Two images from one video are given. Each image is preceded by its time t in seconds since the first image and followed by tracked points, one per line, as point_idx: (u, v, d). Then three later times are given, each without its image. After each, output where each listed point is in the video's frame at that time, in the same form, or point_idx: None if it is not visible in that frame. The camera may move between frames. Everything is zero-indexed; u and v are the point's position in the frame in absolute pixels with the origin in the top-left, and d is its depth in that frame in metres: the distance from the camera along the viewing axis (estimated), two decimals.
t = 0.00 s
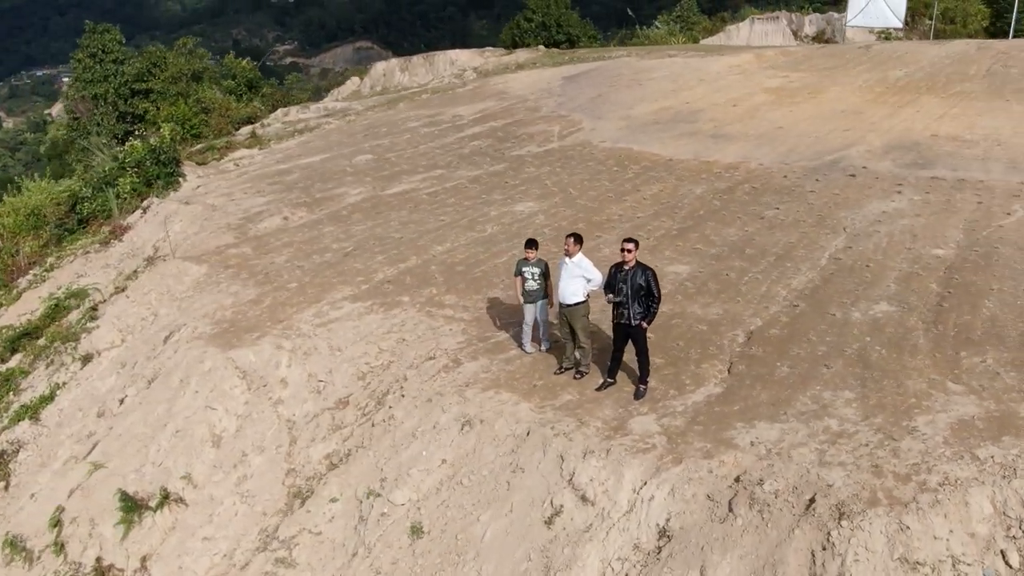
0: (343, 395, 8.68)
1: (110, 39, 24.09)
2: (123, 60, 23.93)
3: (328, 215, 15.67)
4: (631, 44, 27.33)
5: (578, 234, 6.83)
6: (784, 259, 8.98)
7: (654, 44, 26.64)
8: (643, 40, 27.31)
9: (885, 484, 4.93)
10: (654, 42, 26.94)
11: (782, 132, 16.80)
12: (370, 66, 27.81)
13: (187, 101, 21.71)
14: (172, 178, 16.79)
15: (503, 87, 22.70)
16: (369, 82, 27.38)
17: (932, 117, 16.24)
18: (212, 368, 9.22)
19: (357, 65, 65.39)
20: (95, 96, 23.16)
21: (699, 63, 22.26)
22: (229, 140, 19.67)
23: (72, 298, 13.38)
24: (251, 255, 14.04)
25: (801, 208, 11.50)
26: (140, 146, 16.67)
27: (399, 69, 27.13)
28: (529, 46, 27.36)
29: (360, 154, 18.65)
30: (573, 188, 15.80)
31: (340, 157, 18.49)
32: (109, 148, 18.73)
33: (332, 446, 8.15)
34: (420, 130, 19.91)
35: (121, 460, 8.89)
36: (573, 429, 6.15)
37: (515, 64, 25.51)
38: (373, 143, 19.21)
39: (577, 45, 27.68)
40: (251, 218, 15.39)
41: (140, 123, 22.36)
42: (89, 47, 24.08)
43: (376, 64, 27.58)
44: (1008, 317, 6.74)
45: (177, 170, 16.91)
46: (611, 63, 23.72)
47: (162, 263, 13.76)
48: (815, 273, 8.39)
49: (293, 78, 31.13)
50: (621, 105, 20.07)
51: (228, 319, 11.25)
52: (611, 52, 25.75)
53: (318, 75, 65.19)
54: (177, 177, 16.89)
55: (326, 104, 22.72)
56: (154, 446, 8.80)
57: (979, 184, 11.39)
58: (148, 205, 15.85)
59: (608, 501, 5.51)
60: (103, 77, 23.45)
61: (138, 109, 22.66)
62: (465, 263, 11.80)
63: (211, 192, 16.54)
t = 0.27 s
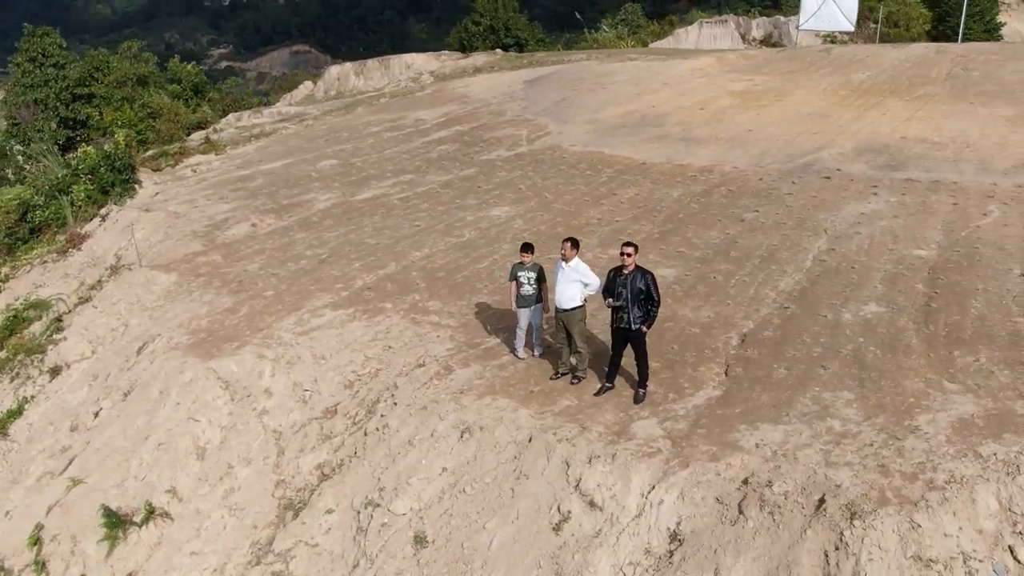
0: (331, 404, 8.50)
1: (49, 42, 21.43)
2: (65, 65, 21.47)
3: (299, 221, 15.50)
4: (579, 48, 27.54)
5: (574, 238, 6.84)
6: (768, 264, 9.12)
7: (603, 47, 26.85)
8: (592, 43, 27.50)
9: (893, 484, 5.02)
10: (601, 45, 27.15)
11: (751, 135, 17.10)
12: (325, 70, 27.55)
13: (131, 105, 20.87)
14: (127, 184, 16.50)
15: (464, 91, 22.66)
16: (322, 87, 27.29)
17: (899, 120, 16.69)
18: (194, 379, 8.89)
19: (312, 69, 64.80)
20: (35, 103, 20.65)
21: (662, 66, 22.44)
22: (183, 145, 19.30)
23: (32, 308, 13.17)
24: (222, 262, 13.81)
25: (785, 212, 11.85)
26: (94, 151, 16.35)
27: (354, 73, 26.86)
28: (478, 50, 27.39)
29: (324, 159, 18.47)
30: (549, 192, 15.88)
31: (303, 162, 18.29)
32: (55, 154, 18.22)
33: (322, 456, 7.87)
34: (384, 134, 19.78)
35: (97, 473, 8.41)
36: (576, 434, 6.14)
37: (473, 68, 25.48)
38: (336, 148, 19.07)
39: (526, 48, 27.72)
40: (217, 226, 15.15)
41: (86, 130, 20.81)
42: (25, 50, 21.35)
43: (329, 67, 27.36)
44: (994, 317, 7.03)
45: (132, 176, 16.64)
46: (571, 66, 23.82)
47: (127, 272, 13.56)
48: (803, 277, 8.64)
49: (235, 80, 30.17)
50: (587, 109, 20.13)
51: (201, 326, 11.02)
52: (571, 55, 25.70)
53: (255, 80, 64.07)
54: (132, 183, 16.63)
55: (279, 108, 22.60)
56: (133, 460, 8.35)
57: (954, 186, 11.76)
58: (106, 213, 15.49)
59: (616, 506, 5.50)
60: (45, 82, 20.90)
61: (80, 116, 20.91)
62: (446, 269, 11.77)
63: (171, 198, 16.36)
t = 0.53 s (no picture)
0: (314, 412, 8.37)
1: None
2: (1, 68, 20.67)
3: (263, 227, 15.25)
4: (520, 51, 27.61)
5: (564, 243, 6.84)
6: (745, 272, 9.25)
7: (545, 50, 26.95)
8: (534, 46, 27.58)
9: (894, 482, 5.11)
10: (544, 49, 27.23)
11: (715, 138, 17.36)
12: (270, 73, 26.80)
13: (69, 110, 20.44)
14: (75, 191, 16.15)
15: (417, 95, 22.54)
16: (270, 90, 26.61)
17: (861, 123, 17.13)
18: (169, 391, 8.63)
19: (254, 71, 63.55)
20: None
21: (618, 69, 22.57)
22: (128, 151, 18.93)
23: None
24: (185, 270, 13.52)
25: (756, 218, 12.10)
26: (39, 157, 15.90)
27: (302, 77, 26.54)
28: (420, 53, 27.19)
29: (282, 164, 18.21)
30: (519, 197, 15.91)
31: (260, 168, 18.04)
32: None
33: (308, 467, 7.69)
34: (341, 139, 19.59)
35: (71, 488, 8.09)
36: (573, 439, 6.12)
37: (423, 72, 25.28)
38: (292, 153, 18.86)
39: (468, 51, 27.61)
40: (177, 233, 14.85)
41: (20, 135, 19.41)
42: None
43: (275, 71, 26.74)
44: (972, 316, 7.28)
45: (80, 183, 16.26)
46: (525, 69, 23.82)
47: (87, 281, 13.25)
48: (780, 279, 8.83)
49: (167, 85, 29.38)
50: (548, 112, 20.15)
51: (168, 334, 10.74)
52: (524, 58, 25.66)
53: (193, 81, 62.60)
54: (80, 190, 16.26)
55: (224, 112, 22.33)
56: (109, 476, 8.07)
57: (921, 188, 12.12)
58: (57, 221, 15.12)
59: (618, 511, 5.48)
60: None
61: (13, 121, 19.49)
62: (420, 274, 11.71)
63: (124, 205, 16.06)
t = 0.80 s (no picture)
0: (300, 420, 8.27)
1: None
2: None
3: (234, 233, 15.05)
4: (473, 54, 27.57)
5: (556, 246, 6.84)
6: (731, 275, 9.33)
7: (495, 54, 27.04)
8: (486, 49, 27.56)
9: (894, 481, 5.19)
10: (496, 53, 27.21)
11: (688, 140, 17.53)
12: (226, 75, 26.07)
13: (15, 114, 20.00)
14: (33, 198, 15.97)
15: (380, 97, 22.41)
16: (226, 93, 25.68)
17: (831, 124, 17.43)
18: (150, 400, 8.45)
19: (200, 74, 61.83)
20: None
21: (584, 72, 22.62)
22: (84, 156, 18.78)
23: None
24: (156, 277, 13.29)
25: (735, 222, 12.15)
26: None
27: (260, 78, 25.63)
28: (372, 56, 27.03)
29: (246, 169, 17.99)
30: (495, 200, 15.90)
31: (224, 172, 17.83)
32: None
33: (297, 475, 7.58)
34: (306, 143, 19.39)
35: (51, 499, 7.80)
36: (571, 443, 6.11)
37: (383, 74, 25.14)
38: (256, 157, 18.67)
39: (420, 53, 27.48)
40: (145, 239, 14.61)
41: None
42: None
43: (232, 74, 25.92)
44: (958, 315, 7.45)
45: (37, 190, 16.04)
46: (489, 72, 23.75)
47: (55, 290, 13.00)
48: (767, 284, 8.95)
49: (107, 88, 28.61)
50: (516, 115, 20.11)
51: (143, 342, 10.54)
52: (486, 60, 25.60)
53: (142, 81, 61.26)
54: (37, 197, 16.05)
55: (178, 115, 22.22)
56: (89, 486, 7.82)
57: (896, 189, 12.81)
58: (17, 227, 14.92)
59: (620, 514, 5.47)
60: None
61: None
62: (402, 279, 11.65)
63: (85, 210, 15.87)
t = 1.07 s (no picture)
0: (284, 430, 8.14)
1: None
2: None
3: (199, 240, 14.78)
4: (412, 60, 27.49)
5: (548, 250, 6.84)
6: (709, 281, 9.48)
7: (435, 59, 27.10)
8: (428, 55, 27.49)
9: (894, 480, 5.33)
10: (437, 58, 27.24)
11: (653, 144, 17.75)
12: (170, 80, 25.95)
13: None
14: None
15: (333, 102, 22.21)
16: (170, 98, 25.62)
17: (794, 128, 17.79)
18: (126, 412, 8.22)
19: (132, 75, 59.74)
20: None
21: (541, 75, 22.66)
22: (29, 162, 18.58)
23: None
24: (121, 285, 13.00)
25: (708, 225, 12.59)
26: None
27: (206, 84, 25.52)
28: (310, 60, 26.62)
29: (202, 176, 17.66)
30: (465, 205, 15.88)
31: (178, 179, 17.54)
32: None
33: (284, 486, 7.42)
34: (260, 150, 19.11)
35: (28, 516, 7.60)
36: (569, 448, 6.11)
37: (333, 79, 24.93)
38: (211, 163, 18.41)
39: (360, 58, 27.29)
40: (104, 248, 14.32)
41: None
42: None
43: (176, 78, 25.83)
44: (939, 315, 7.87)
45: None
46: (443, 76, 23.68)
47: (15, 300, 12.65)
48: (746, 289, 9.13)
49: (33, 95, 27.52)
50: (476, 119, 20.08)
51: (113, 353, 10.29)
52: (439, 65, 25.54)
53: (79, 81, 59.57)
54: None
55: (123, 121, 22.07)
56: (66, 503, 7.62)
57: (865, 195, 13.69)
58: None
59: (624, 519, 5.48)
60: None
61: None
62: (379, 285, 11.59)
63: (37, 218, 15.60)
